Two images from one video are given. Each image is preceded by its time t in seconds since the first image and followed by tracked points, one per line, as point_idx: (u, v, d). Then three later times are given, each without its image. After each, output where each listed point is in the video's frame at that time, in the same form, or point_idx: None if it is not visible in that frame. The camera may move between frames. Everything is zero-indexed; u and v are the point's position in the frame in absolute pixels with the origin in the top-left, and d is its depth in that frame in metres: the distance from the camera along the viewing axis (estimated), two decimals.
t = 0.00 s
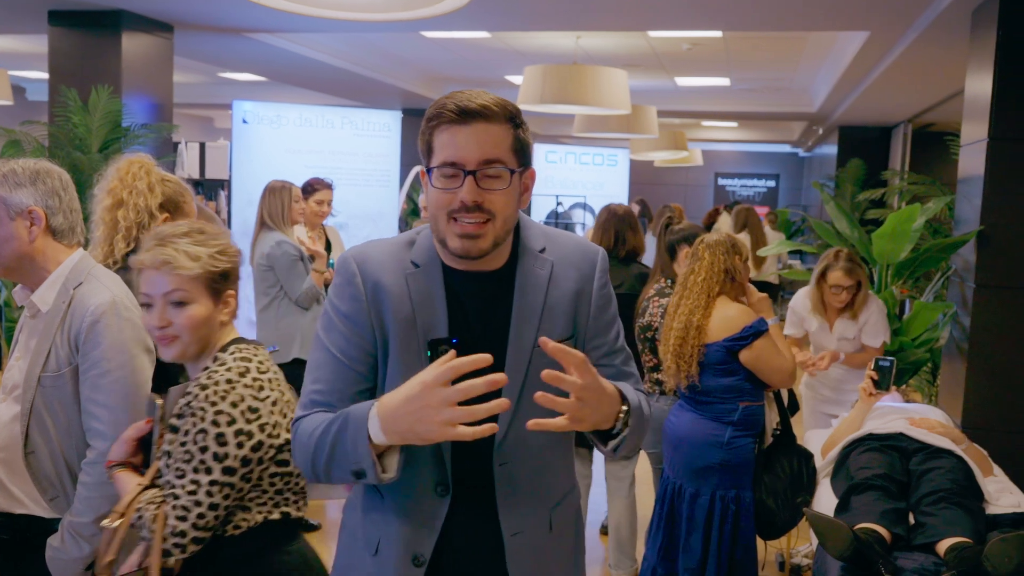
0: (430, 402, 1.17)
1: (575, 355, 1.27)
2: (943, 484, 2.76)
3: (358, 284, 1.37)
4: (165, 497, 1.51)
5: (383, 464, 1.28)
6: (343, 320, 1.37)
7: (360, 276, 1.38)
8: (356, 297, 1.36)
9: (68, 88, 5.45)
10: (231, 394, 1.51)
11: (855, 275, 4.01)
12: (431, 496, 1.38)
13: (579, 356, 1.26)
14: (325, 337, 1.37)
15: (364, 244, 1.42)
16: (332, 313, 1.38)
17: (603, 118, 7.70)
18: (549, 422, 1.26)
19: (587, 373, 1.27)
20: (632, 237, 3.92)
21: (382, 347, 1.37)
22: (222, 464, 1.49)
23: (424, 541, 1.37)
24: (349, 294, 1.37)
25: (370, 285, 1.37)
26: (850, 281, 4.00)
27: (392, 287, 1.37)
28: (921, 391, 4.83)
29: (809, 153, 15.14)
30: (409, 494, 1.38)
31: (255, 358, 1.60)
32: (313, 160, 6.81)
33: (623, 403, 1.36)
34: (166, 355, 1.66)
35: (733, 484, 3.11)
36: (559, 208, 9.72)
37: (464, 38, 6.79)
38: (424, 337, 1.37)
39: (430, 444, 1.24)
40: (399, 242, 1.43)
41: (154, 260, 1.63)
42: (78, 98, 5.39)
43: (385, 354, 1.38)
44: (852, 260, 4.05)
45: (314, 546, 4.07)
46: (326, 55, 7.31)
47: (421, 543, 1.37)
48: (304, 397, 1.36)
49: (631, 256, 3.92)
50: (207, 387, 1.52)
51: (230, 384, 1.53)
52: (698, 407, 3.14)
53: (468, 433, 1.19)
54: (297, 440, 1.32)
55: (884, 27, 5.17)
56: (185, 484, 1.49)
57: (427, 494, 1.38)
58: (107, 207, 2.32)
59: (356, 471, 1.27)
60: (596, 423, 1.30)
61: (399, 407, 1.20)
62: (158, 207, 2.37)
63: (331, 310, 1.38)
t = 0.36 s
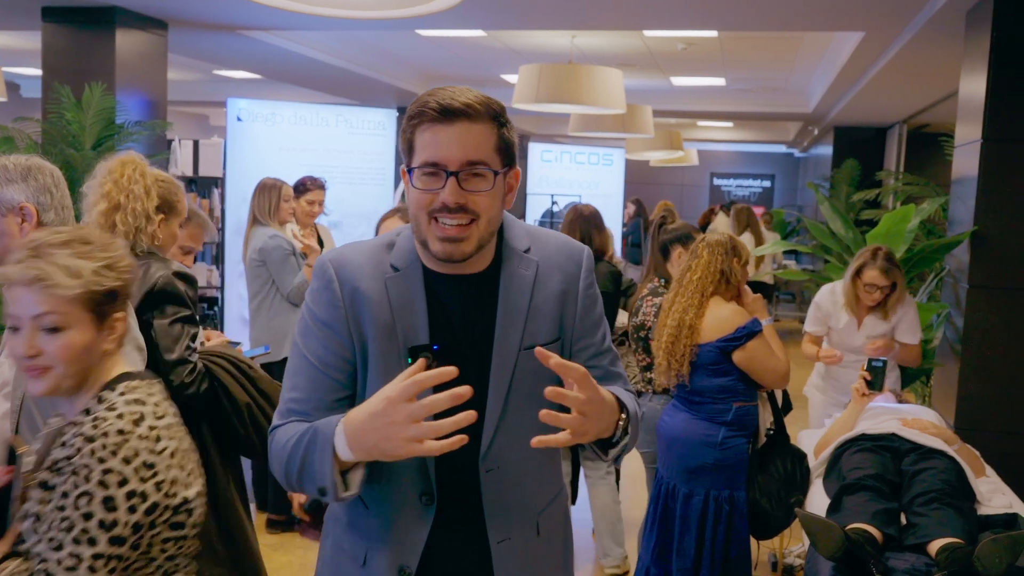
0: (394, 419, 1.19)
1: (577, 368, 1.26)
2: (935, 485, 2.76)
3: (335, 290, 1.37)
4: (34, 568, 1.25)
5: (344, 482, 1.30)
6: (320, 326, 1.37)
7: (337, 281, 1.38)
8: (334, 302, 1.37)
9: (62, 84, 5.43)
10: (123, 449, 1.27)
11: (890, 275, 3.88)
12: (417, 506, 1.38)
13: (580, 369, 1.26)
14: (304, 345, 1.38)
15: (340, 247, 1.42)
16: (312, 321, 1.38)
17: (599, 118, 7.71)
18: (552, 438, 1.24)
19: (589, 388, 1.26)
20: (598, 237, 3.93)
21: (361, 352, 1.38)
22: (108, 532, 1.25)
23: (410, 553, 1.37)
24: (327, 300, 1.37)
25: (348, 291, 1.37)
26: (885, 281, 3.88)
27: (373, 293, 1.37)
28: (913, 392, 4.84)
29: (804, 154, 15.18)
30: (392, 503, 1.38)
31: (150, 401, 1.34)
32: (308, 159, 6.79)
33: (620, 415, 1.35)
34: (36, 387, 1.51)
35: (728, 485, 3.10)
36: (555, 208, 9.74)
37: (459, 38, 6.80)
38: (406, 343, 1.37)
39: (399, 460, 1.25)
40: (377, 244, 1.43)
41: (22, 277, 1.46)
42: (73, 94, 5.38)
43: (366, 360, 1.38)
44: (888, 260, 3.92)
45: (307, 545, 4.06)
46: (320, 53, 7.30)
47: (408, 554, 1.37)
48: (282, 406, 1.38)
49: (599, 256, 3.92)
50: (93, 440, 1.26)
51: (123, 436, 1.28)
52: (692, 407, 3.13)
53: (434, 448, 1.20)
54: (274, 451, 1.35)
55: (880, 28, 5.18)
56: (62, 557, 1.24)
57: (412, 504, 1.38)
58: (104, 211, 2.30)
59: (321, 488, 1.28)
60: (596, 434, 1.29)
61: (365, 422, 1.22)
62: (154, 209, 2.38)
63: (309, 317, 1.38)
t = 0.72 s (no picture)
0: (397, 422, 1.19)
1: (574, 365, 1.26)
2: (933, 487, 2.75)
3: (325, 294, 1.38)
4: None
5: (344, 486, 1.30)
6: (312, 329, 1.37)
7: (327, 283, 1.38)
8: (324, 305, 1.37)
9: (64, 85, 5.44)
10: None
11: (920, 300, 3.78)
12: (409, 510, 1.37)
13: (577, 367, 1.25)
14: (293, 348, 1.38)
15: (327, 249, 1.42)
16: (304, 325, 1.38)
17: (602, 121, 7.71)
18: (554, 436, 1.25)
19: (587, 386, 1.26)
20: (580, 236, 4.03)
21: (351, 355, 1.38)
22: None
23: (401, 557, 1.37)
24: (316, 302, 1.37)
25: (339, 294, 1.38)
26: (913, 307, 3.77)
27: (365, 295, 1.38)
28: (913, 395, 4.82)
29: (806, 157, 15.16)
30: (388, 506, 1.38)
31: None
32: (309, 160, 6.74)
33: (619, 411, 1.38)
34: None
35: (726, 487, 3.08)
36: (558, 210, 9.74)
37: (461, 40, 6.80)
38: (397, 345, 1.37)
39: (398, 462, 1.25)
40: (366, 247, 1.44)
41: None
42: (75, 95, 5.39)
43: (358, 363, 1.38)
44: (919, 285, 3.82)
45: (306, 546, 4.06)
46: (323, 55, 7.31)
47: (400, 557, 1.37)
48: (272, 409, 1.40)
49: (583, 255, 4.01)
50: None
51: None
52: (690, 408, 3.11)
53: (440, 449, 1.19)
54: (270, 455, 1.35)
55: (881, 31, 5.17)
56: None
57: (404, 507, 1.37)
58: (101, 211, 2.31)
59: (320, 493, 1.30)
60: (594, 433, 1.30)
61: (366, 425, 1.22)
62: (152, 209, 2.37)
63: (298, 319, 1.39)
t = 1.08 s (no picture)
0: (389, 400, 1.18)
1: (564, 343, 1.20)
2: (934, 487, 2.74)
3: (315, 288, 1.33)
4: None
5: (337, 470, 1.27)
6: (301, 323, 1.33)
7: (317, 278, 1.33)
8: (314, 300, 1.32)
9: (75, 84, 5.48)
10: None
11: (937, 327, 3.57)
12: (402, 503, 1.30)
13: (567, 343, 1.19)
14: (283, 342, 1.33)
15: (319, 244, 1.38)
16: (294, 319, 1.34)
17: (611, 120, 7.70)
18: (542, 415, 1.18)
19: (576, 361, 1.20)
20: (583, 238, 4.05)
21: (342, 349, 1.33)
22: None
23: (395, 551, 1.30)
24: (306, 297, 1.33)
25: (329, 286, 1.33)
26: (928, 335, 3.56)
27: (354, 287, 1.33)
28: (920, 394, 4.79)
29: (818, 157, 15.09)
30: (377, 504, 1.31)
31: None
32: (317, 159, 6.71)
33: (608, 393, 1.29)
34: None
35: (726, 486, 3.07)
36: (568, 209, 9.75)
37: (469, 39, 6.81)
38: (388, 338, 1.33)
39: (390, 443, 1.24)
40: (355, 241, 1.39)
41: None
42: (85, 93, 5.43)
43: (347, 357, 1.34)
44: (938, 312, 3.59)
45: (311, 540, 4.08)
46: (332, 54, 7.34)
47: (393, 551, 1.30)
48: (262, 404, 1.35)
49: (585, 255, 4.02)
50: None
51: None
52: (691, 408, 3.10)
53: (431, 428, 1.18)
54: (259, 448, 1.31)
55: (889, 30, 5.14)
56: None
57: (395, 501, 1.30)
58: (98, 208, 2.34)
59: (312, 478, 1.26)
60: (584, 412, 1.23)
61: (357, 406, 1.21)
62: (149, 204, 2.39)
63: (289, 313, 1.34)
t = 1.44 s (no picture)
0: (361, 397, 1.13)
1: (534, 350, 1.18)
2: (933, 486, 2.72)
3: (293, 282, 1.29)
4: None
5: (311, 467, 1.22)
6: (277, 318, 1.29)
7: (295, 272, 1.29)
8: (291, 295, 1.28)
9: (83, 83, 5.52)
10: None
11: (939, 340, 3.51)
12: (377, 501, 1.26)
13: (536, 349, 1.17)
14: (261, 338, 1.29)
15: (298, 240, 1.33)
16: (271, 314, 1.29)
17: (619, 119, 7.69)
18: (509, 417, 1.17)
19: (547, 366, 1.18)
20: (592, 236, 4.06)
21: (319, 346, 1.29)
22: None
23: (371, 546, 1.26)
24: (284, 293, 1.28)
25: (306, 281, 1.29)
26: (930, 349, 3.49)
27: (330, 281, 1.29)
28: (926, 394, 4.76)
29: (830, 157, 15.02)
30: (353, 502, 1.27)
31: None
32: (324, 157, 6.76)
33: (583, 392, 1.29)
34: None
35: (724, 483, 3.05)
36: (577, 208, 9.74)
37: (476, 38, 6.81)
38: (364, 334, 1.28)
39: (366, 439, 1.19)
40: (334, 235, 1.35)
41: None
42: (93, 92, 5.47)
43: (324, 353, 1.30)
44: (942, 327, 3.54)
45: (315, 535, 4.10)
46: (340, 53, 7.36)
47: (369, 547, 1.26)
48: (240, 399, 1.30)
49: (590, 253, 4.02)
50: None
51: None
52: (690, 405, 3.09)
53: (403, 425, 1.13)
54: (234, 444, 1.27)
55: (896, 28, 5.11)
56: None
57: (371, 499, 1.26)
58: (93, 206, 2.34)
59: (287, 474, 1.21)
60: (557, 415, 1.21)
61: (331, 401, 1.16)
62: (145, 201, 2.40)
63: (267, 309, 1.30)
